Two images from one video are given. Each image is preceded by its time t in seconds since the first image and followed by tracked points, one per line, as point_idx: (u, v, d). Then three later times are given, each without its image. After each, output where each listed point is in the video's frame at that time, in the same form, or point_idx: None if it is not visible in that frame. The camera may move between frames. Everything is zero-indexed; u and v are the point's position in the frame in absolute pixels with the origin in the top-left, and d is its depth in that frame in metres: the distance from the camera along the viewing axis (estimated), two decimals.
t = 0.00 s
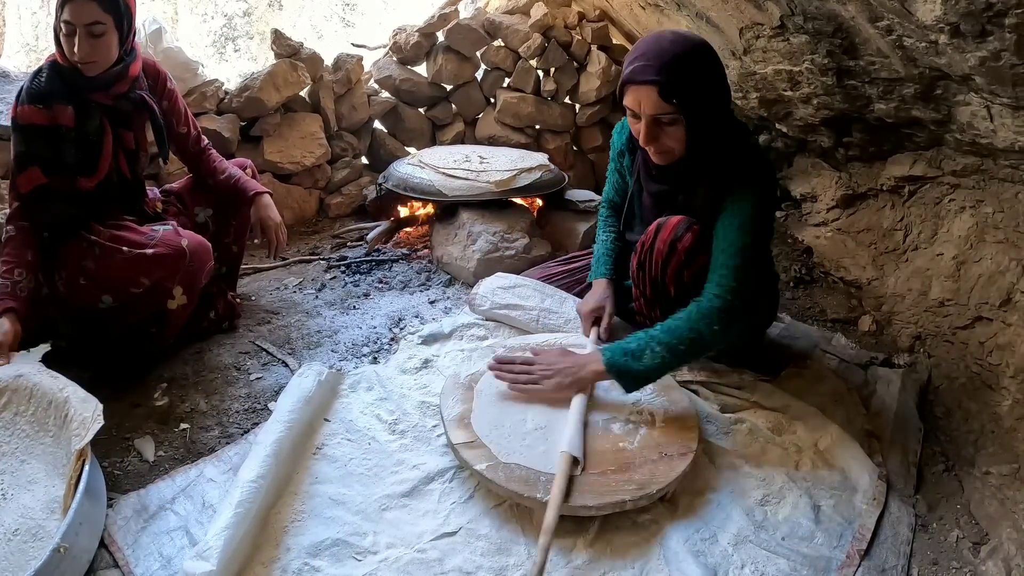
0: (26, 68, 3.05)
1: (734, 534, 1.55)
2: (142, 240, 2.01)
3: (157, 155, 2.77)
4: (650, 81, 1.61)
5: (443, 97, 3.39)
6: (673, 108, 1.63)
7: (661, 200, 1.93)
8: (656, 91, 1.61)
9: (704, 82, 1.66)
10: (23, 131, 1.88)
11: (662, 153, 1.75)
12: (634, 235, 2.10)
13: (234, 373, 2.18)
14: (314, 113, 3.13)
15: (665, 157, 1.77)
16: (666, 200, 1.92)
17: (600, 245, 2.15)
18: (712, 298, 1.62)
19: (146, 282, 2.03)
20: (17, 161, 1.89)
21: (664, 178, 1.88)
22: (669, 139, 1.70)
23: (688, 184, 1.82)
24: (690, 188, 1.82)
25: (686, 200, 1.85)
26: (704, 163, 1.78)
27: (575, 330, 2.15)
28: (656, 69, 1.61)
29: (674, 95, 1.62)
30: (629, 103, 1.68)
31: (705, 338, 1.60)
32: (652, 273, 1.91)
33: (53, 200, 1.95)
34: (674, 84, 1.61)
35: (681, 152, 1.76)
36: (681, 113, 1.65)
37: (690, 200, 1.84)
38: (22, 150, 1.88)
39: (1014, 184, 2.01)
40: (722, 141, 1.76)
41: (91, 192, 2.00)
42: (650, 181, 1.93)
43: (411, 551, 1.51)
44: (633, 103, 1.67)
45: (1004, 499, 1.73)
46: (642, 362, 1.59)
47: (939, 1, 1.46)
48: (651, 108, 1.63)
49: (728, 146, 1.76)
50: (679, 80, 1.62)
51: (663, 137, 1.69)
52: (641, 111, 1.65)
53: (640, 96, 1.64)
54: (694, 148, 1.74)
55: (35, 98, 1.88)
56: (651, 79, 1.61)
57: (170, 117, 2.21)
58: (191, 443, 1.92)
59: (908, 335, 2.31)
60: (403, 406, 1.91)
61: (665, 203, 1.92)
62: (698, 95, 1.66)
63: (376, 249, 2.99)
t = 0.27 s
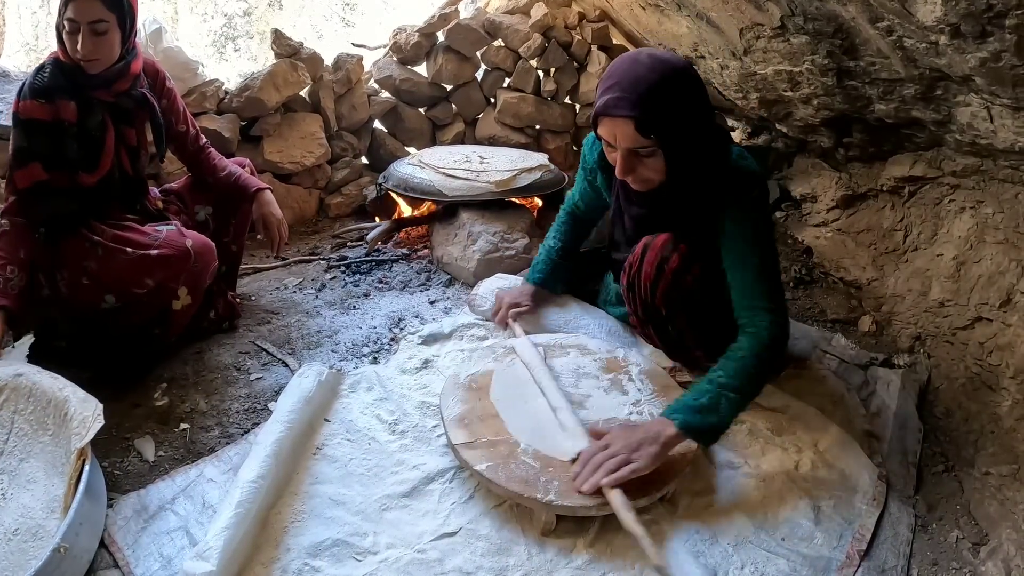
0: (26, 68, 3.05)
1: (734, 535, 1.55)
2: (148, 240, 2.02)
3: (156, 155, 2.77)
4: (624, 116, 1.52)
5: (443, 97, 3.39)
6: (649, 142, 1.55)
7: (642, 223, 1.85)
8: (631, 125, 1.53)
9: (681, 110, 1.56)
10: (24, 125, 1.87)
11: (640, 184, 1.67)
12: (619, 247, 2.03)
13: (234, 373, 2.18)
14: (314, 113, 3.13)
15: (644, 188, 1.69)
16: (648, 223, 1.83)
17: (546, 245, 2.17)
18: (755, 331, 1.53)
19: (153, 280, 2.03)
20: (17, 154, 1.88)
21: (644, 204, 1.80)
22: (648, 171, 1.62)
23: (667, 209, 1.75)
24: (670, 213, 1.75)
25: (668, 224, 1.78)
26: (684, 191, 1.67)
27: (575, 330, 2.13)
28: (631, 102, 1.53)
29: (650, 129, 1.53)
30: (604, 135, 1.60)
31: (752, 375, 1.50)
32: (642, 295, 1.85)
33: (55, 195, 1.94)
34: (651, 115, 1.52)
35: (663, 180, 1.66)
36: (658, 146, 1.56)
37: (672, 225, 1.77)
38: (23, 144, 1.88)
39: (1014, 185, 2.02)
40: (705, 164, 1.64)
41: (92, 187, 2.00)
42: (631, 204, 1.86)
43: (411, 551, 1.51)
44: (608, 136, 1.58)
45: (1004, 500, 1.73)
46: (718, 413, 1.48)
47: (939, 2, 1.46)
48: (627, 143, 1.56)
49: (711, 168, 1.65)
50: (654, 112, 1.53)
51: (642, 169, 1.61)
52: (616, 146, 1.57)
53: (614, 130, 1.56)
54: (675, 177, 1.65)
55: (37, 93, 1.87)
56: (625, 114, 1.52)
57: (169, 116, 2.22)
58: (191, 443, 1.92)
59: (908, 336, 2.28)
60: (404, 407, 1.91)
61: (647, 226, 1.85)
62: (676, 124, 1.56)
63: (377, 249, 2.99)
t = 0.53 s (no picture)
0: (26, 67, 3.04)
1: (733, 534, 1.55)
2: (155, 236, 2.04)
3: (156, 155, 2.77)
4: (614, 122, 1.44)
5: (442, 96, 3.39)
6: (640, 147, 1.47)
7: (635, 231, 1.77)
8: (621, 131, 1.45)
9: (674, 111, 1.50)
10: (20, 124, 1.88)
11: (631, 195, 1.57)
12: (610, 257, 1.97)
13: (233, 373, 2.18)
14: (313, 112, 3.13)
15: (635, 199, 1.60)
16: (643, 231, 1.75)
17: (450, 300, 1.77)
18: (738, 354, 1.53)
19: (158, 279, 2.05)
20: (9, 153, 1.89)
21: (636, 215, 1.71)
22: (640, 180, 1.53)
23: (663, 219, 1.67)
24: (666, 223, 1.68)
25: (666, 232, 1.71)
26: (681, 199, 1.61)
27: (574, 329, 2.12)
28: (619, 107, 1.45)
29: (640, 135, 1.45)
30: (592, 144, 1.51)
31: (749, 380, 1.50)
32: (650, 296, 1.85)
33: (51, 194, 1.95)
34: (640, 120, 1.45)
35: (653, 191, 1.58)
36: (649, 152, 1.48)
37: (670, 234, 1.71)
38: (17, 143, 1.89)
39: (1013, 184, 2.03)
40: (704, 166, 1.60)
41: (87, 188, 2.00)
42: (621, 213, 1.75)
43: (411, 551, 1.51)
44: (595, 143, 1.50)
45: (1003, 499, 1.73)
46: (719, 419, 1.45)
47: (938, 1, 1.46)
48: (616, 150, 1.47)
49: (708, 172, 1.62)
50: (644, 117, 1.45)
51: (633, 178, 1.52)
52: (606, 154, 1.49)
53: (603, 136, 1.47)
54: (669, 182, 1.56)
55: (34, 93, 1.88)
56: (614, 120, 1.44)
57: (167, 116, 2.21)
58: (190, 442, 1.92)
59: (907, 334, 2.27)
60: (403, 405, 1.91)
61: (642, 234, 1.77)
62: (670, 125, 1.49)
63: (376, 248, 2.99)
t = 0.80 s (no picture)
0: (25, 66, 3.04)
1: (733, 533, 1.55)
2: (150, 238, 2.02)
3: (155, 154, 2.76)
4: (642, 85, 1.52)
5: (442, 95, 3.39)
6: (664, 112, 1.55)
7: (654, 204, 1.84)
8: (648, 94, 1.52)
9: (698, 83, 1.59)
10: (19, 124, 1.90)
11: (647, 163, 1.65)
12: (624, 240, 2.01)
13: (232, 372, 2.18)
14: (313, 112, 3.13)
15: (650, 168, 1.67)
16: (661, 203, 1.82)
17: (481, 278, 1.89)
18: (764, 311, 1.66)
19: (151, 282, 2.02)
20: (12, 157, 1.92)
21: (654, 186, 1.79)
22: (660, 146, 1.60)
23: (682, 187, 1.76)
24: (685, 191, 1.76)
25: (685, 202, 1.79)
26: (698, 165, 1.70)
27: (574, 328, 2.12)
28: (647, 71, 1.52)
29: (666, 99, 1.54)
30: (617, 108, 1.58)
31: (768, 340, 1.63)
32: (661, 278, 1.89)
33: (49, 194, 1.95)
34: (666, 85, 1.53)
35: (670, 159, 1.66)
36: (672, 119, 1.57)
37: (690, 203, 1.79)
38: (17, 142, 1.90)
39: (1013, 183, 2.03)
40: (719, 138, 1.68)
41: (86, 189, 1.99)
42: (640, 187, 1.82)
43: (411, 550, 1.51)
44: (621, 107, 1.57)
45: (1003, 498, 1.73)
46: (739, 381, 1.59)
47: (938, 0, 1.46)
48: (640, 112, 1.54)
49: (726, 146, 1.69)
50: (671, 84, 1.54)
51: (653, 144, 1.59)
52: (631, 117, 1.56)
53: (629, 100, 1.54)
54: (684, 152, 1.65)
55: (33, 92, 1.89)
56: (643, 83, 1.52)
57: (167, 115, 2.22)
58: (190, 442, 1.92)
59: (907, 334, 2.27)
60: (403, 404, 1.91)
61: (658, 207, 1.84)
62: (694, 95, 1.58)
63: (375, 247, 2.99)
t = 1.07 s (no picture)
0: (25, 66, 3.04)
1: (733, 534, 1.55)
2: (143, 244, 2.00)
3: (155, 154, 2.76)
4: (677, 56, 1.63)
5: (442, 95, 3.39)
6: (696, 83, 1.65)
7: (677, 180, 1.90)
8: (683, 65, 1.63)
9: (730, 62, 1.69)
10: (15, 124, 1.89)
11: (677, 133, 1.75)
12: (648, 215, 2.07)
13: (232, 372, 2.18)
14: (313, 111, 3.13)
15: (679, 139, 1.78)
16: (685, 179, 1.88)
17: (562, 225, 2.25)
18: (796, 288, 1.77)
19: (142, 287, 2.01)
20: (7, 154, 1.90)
21: (681, 161, 1.85)
22: (690, 117, 1.70)
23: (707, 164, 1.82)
24: (709, 169, 1.82)
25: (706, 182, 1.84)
26: (726, 145, 1.78)
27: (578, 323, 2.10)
28: (684, 45, 1.63)
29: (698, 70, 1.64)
30: (653, 78, 1.69)
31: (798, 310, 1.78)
32: (676, 260, 1.84)
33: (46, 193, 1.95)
34: (701, 59, 1.63)
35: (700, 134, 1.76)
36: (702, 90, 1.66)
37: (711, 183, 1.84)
38: (14, 141, 1.90)
39: (1013, 183, 2.04)
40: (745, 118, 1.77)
41: (81, 189, 1.99)
42: (667, 161, 1.90)
43: (411, 550, 1.51)
44: (657, 78, 1.67)
45: (1003, 498, 1.73)
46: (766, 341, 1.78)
47: (939, 1, 1.46)
48: (674, 82, 1.65)
49: (753, 133, 1.76)
50: (704, 56, 1.64)
51: (683, 114, 1.70)
52: (665, 86, 1.66)
53: (665, 70, 1.65)
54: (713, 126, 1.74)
55: (30, 91, 1.88)
56: (678, 54, 1.63)
57: (167, 115, 2.22)
58: (190, 441, 1.92)
59: (907, 334, 2.27)
60: (403, 404, 1.90)
61: (681, 183, 1.89)
62: (723, 72, 1.68)
63: (375, 247, 2.99)
